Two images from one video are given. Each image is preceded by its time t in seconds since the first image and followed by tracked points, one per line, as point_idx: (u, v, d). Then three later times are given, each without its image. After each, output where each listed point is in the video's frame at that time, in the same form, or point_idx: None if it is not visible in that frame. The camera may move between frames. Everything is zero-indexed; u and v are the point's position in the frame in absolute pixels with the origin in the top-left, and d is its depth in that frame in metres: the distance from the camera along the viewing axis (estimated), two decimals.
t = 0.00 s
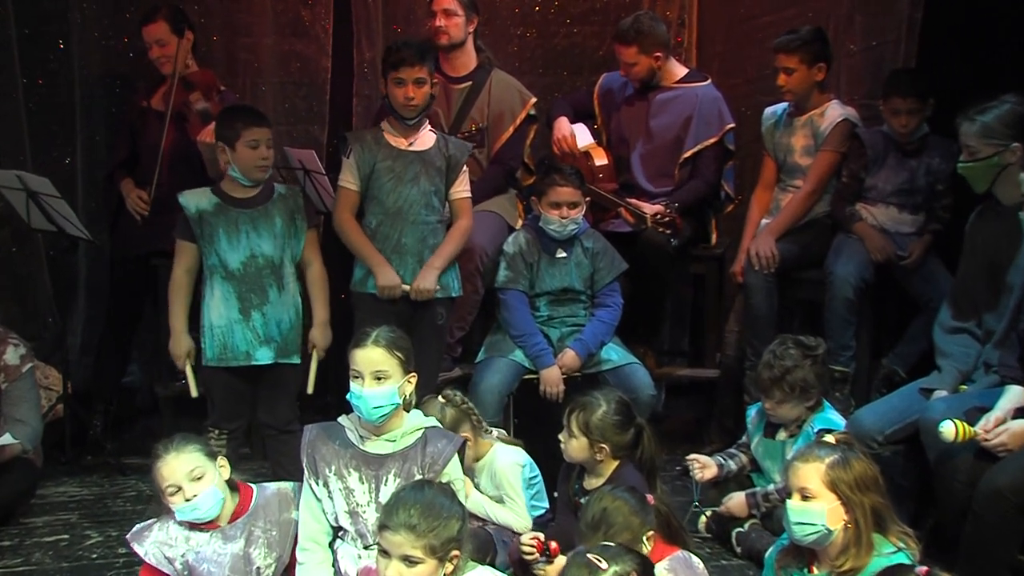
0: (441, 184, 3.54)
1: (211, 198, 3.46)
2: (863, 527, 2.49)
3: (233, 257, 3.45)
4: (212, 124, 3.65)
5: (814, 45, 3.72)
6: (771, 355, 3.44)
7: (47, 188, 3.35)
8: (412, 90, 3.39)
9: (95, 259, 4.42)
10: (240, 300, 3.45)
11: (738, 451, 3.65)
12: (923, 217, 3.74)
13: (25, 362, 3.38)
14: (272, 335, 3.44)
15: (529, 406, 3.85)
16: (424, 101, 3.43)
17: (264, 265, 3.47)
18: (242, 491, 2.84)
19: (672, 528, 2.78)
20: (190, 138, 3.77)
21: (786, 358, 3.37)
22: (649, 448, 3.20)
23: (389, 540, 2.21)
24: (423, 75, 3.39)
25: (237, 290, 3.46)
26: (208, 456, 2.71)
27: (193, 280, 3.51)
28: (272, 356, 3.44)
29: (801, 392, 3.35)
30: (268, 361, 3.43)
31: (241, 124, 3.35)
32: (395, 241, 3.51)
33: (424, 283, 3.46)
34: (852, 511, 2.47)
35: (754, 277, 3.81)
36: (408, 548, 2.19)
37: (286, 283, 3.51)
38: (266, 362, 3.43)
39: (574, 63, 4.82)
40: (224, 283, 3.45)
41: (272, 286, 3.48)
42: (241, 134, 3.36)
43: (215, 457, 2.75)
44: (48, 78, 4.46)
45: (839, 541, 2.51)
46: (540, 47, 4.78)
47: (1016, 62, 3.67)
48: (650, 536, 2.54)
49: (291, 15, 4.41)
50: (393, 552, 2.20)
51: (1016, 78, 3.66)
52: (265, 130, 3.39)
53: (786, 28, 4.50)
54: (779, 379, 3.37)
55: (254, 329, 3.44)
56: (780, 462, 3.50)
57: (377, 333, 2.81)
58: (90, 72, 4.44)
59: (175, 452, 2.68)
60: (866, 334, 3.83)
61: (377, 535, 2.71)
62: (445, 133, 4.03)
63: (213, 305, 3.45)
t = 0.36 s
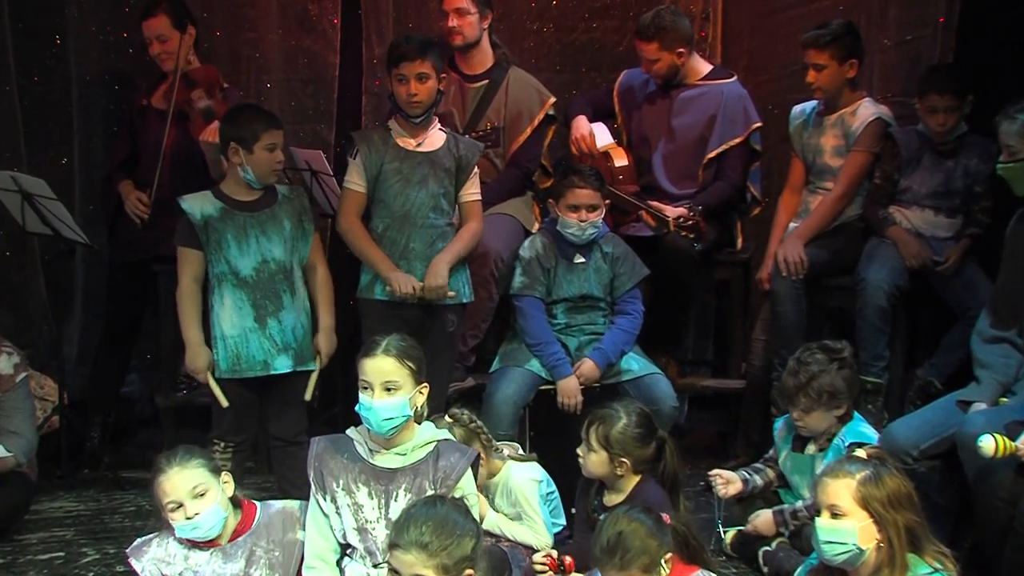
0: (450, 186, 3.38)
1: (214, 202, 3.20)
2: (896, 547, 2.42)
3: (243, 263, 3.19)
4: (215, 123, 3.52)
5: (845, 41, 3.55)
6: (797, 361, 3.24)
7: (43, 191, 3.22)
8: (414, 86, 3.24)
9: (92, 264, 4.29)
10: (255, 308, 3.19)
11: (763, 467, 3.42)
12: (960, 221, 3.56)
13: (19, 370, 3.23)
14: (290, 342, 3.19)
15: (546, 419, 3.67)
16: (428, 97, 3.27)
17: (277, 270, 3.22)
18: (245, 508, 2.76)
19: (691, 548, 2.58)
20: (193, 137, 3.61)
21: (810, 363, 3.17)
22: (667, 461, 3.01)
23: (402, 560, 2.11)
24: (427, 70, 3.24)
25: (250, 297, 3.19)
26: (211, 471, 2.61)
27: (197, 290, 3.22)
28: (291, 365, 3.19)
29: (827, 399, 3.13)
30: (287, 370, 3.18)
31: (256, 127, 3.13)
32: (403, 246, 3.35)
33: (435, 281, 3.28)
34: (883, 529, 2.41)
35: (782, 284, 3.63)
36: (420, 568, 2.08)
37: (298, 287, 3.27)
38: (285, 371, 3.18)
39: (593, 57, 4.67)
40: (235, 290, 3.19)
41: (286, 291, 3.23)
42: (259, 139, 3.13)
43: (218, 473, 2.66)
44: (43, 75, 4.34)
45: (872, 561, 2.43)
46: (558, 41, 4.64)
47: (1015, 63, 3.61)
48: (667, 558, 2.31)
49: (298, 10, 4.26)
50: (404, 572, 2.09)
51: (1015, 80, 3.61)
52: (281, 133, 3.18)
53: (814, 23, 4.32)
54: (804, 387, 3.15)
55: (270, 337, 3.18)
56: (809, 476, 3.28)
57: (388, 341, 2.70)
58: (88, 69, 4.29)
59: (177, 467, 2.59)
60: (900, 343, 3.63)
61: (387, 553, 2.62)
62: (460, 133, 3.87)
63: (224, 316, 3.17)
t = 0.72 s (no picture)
0: (458, 187, 3.22)
1: (213, 204, 3.03)
2: (930, 568, 2.25)
3: (241, 268, 3.02)
4: (214, 123, 3.38)
5: (874, 35, 3.39)
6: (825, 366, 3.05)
7: (33, 191, 3.07)
8: (416, 84, 3.09)
9: (90, 268, 4.13)
10: (252, 315, 3.02)
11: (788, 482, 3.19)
12: (996, 224, 3.38)
13: (8, 380, 3.09)
14: (289, 351, 3.03)
15: (559, 431, 3.51)
16: (430, 96, 3.12)
17: (276, 275, 3.05)
18: (244, 525, 2.61)
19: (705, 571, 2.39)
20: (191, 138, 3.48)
21: (839, 364, 3.02)
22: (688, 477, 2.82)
23: None
24: (429, 67, 3.09)
25: (247, 303, 3.03)
26: (209, 487, 2.46)
27: (196, 295, 3.07)
28: (290, 375, 3.02)
29: (863, 398, 2.92)
30: (285, 381, 3.02)
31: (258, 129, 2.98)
32: (410, 249, 3.19)
33: (448, 293, 3.14)
34: (918, 549, 2.24)
35: (807, 290, 3.46)
36: None
37: (300, 294, 3.09)
38: (283, 381, 3.02)
39: (609, 54, 4.42)
40: (233, 296, 3.02)
41: (286, 298, 3.06)
42: (260, 141, 2.98)
43: (216, 488, 2.50)
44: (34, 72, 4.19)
45: None
46: (574, 37, 4.39)
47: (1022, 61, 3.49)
48: None
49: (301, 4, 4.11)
50: None
51: None
52: (283, 135, 3.03)
53: (842, 16, 4.13)
54: (839, 384, 2.95)
55: (268, 345, 3.02)
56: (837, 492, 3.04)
57: (395, 350, 2.58)
58: (82, 65, 4.16)
59: (173, 482, 2.43)
60: (931, 352, 3.46)
61: (391, 572, 2.48)
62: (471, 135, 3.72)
63: (222, 322, 3.01)
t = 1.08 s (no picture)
0: (467, 188, 3.07)
1: (207, 206, 2.91)
2: None
3: (232, 273, 2.90)
4: (211, 119, 3.25)
5: (901, 29, 3.25)
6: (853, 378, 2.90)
7: (20, 191, 2.96)
8: (420, 80, 2.95)
9: (80, 273, 4.04)
10: (242, 323, 2.89)
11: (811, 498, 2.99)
12: None
13: None
14: (279, 361, 2.89)
15: (571, 444, 3.36)
16: (436, 91, 2.97)
17: (268, 281, 2.91)
18: (246, 537, 2.45)
19: None
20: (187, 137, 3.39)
21: (873, 373, 2.88)
22: (706, 492, 2.66)
23: None
24: (433, 62, 2.95)
25: (237, 311, 2.89)
26: (213, 499, 2.30)
27: (188, 301, 2.95)
28: (280, 386, 2.88)
29: (892, 411, 2.77)
30: (275, 392, 2.87)
31: (254, 127, 2.85)
32: (414, 254, 3.03)
33: (463, 288, 3.00)
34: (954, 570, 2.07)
35: (830, 296, 3.31)
36: None
37: (295, 301, 2.95)
38: (273, 393, 2.88)
39: (623, 48, 4.26)
40: (223, 303, 2.89)
41: (278, 306, 2.92)
42: (254, 141, 2.85)
43: (217, 500, 2.34)
44: (23, 67, 4.07)
45: None
46: (586, 31, 4.24)
47: None
48: None
49: None
50: None
51: None
52: (282, 135, 2.89)
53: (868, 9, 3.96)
54: (869, 394, 2.80)
55: (257, 355, 2.89)
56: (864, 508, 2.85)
57: (400, 359, 2.46)
58: (73, 60, 4.02)
59: (176, 495, 2.27)
60: (961, 362, 3.29)
61: None
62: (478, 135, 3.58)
63: (211, 329, 2.89)
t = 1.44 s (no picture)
0: (478, 190, 2.94)
1: (203, 207, 2.79)
2: None
3: (226, 278, 2.77)
4: (207, 115, 3.14)
5: (929, 24, 3.13)
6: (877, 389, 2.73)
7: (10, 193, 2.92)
8: (431, 78, 2.82)
9: (74, 279, 3.94)
10: (236, 330, 2.76)
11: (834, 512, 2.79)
12: None
13: None
14: (275, 370, 2.76)
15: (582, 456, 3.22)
16: (448, 90, 2.85)
17: (264, 287, 2.79)
18: (240, 555, 2.30)
19: None
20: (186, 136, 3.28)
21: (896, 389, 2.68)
22: (725, 507, 2.51)
23: None
24: (445, 59, 2.83)
25: (232, 317, 2.77)
26: (206, 513, 2.16)
27: (182, 307, 2.83)
28: (276, 397, 2.75)
29: (917, 434, 2.58)
30: (270, 403, 2.75)
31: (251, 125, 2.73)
32: (422, 256, 2.91)
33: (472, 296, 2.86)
34: None
35: (853, 302, 3.17)
36: None
37: (293, 308, 2.82)
38: (269, 403, 2.75)
39: (636, 43, 4.12)
40: (218, 309, 2.77)
41: (274, 312, 2.79)
42: (251, 139, 2.73)
43: (212, 515, 2.20)
44: (12, 66, 3.99)
45: None
46: (598, 27, 4.10)
47: None
48: None
49: None
50: None
51: None
52: (281, 134, 2.77)
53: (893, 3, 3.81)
54: (890, 411, 2.61)
55: (252, 363, 2.76)
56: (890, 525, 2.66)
57: (405, 367, 2.32)
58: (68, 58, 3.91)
59: (167, 506, 2.15)
60: (991, 372, 3.14)
61: None
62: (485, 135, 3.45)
63: (205, 336, 2.77)
